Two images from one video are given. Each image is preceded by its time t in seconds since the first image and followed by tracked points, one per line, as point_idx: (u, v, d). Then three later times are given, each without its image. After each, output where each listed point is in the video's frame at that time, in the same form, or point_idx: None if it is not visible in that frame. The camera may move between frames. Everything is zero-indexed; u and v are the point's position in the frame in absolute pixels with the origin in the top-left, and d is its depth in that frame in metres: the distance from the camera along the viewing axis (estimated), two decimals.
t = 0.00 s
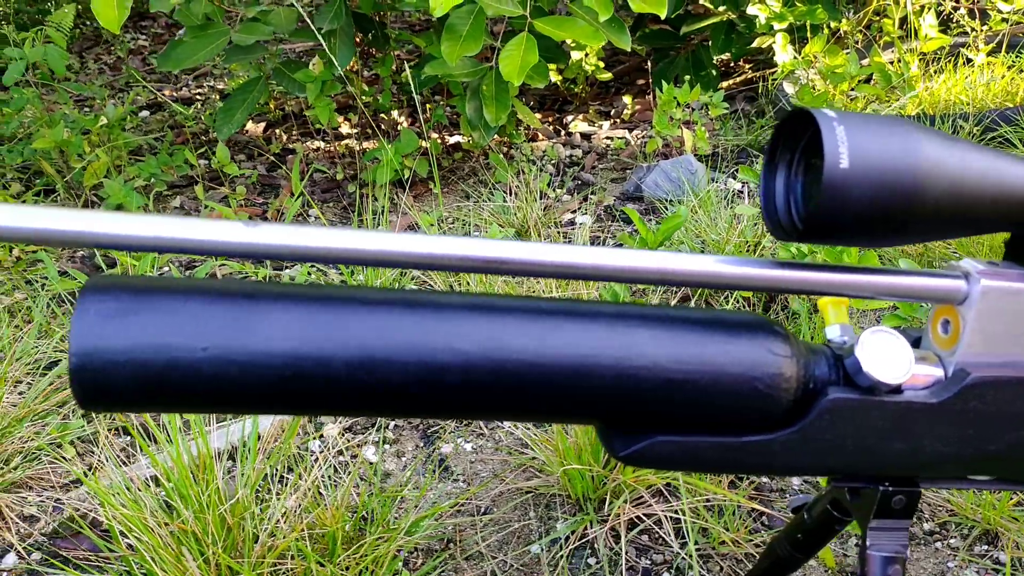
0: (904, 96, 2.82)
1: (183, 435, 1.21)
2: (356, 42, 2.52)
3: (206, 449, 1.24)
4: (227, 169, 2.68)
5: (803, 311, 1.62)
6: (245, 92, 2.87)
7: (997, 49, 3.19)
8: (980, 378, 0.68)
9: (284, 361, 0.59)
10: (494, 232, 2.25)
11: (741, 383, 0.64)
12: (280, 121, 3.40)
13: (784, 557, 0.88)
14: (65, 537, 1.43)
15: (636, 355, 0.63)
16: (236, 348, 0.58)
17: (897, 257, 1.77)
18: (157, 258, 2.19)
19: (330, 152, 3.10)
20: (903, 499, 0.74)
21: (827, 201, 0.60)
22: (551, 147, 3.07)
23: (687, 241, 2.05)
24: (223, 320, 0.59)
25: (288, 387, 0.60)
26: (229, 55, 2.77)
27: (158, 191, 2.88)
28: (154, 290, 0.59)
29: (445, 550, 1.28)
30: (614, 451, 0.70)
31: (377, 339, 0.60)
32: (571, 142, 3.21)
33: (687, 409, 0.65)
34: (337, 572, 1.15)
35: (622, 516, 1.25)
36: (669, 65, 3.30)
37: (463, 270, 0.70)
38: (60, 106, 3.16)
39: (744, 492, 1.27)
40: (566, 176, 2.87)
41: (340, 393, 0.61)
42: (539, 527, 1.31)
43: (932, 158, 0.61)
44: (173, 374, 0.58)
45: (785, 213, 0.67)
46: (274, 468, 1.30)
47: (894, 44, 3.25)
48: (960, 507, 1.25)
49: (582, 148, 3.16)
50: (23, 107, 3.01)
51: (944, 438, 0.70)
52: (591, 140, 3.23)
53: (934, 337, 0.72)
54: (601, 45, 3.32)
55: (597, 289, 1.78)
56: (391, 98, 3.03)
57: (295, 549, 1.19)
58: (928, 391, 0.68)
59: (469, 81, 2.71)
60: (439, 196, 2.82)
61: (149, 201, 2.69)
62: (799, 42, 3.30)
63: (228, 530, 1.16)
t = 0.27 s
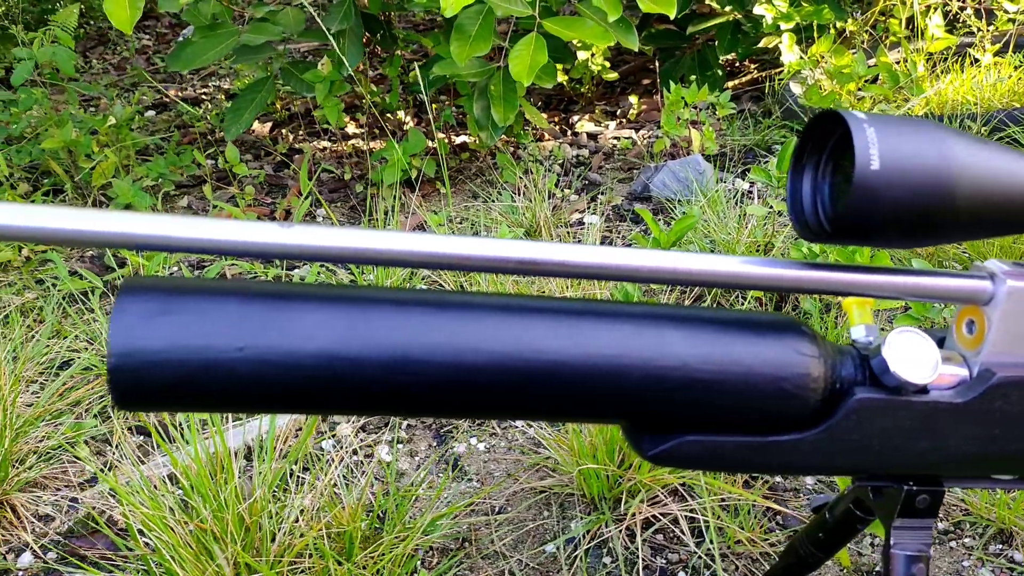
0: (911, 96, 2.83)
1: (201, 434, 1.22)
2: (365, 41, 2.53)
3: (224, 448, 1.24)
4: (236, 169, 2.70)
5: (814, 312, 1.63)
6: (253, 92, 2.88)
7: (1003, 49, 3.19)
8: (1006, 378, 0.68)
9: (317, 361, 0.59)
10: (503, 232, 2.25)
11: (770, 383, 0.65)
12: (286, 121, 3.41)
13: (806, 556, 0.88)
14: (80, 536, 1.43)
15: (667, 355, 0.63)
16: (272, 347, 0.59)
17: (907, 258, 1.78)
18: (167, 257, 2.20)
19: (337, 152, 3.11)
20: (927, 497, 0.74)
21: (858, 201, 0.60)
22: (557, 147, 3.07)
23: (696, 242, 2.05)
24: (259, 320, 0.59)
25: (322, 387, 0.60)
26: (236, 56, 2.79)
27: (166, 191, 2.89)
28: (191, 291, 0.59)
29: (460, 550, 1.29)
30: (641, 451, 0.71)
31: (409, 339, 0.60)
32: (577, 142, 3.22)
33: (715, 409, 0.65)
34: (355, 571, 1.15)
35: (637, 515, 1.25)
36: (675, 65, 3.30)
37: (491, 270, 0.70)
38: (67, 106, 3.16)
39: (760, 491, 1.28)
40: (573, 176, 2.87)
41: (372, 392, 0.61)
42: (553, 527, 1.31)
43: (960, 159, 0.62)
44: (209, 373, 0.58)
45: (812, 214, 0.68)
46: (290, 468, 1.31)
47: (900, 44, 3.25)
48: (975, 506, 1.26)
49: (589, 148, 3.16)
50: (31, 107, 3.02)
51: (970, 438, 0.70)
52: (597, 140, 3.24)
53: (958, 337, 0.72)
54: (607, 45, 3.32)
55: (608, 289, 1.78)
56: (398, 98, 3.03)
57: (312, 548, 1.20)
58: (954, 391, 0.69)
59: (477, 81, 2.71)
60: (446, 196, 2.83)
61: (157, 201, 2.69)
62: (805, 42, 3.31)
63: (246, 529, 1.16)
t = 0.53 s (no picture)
0: (916, 96, 2.83)
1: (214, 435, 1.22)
2: (370, 42, 2.54)
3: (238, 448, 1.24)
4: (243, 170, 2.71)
5: (822, 312, 1.64)
6: (258, 93, 2.89)
7: (1007, 48, 3.18)
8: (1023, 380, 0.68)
9: (341, 361, 0.60)
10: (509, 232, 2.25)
11: (789, 383, 0.65)
12: (290, 121, 3.41)
13: (820, 556, 0.89)
14: (91, 536, 1.43)
15: (686, 356, 0.64)
16: (296, 348, 0.59)
17: (916, 258, 1.78)
18: (175, 257, 2.20)
19: (342, 152, 3.11)
20: (942, 498, 0.74)
21: (877, 203, 0.61)
22: (562, 147, 3.07)
23: (703, 242, 2.05)
24: (283, 321, 0.60)
25: (345, 388, 0.61)
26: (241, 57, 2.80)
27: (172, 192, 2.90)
28: (216, 293, 0.60)
29: (471, 550, 1.29)
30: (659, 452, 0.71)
31: (431, 340, 0.61)
32: (582, 142, 3.22)
33: (735, 410, 0.66)
34: (368, 571, 1.16)
35: (648, 515, 1.25)
36: (679, 65, 3.31)
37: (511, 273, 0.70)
38: (73, 107, 3.17)
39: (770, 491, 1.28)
40: (578, 177, 2.87)
41: (395, 394, 0.62)
42: (564, 527, 1.31)
43: (978, 162, 0.62)
44: (234, 374, 0.59)
45: (829, 215, 0.68)
46: (302, 468, 1.31)
47: (904, 43, 3.25)
48: (985, 506, 1.26)
49: (593, 148, 3.16)
50: (37, 108, 3.02)
51: (987, 439, 0.70)
52: (602, 140, 3.24)
53: (974, 337, 0.73)
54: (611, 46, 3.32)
55: (615, 289, 1.78)
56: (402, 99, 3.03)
57: (324, 548, 1.20)
58: (971, 392, 0.69)
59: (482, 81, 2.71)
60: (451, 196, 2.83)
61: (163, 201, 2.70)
62: (810, 42, 3.31)
63: (257, 529, 1.16)
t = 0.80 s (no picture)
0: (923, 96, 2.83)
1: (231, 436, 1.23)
2: (379, 43, 2.54)
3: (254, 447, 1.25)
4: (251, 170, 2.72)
5: (834, 313, 1.66)
6: (265, 93, 2.90)
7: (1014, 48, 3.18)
8: None
9: (370, 363, 0.60)
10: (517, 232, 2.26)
11: (815, 384, 0.65)
12: (296, 122, 3.41)
13: (839, 556, 0.89)
14: (107, 536, 1.44)
15: (714, 358, 0.64)
16: (326, 349, 0.59)
17: (927, 259, 1.78)
18: (185, 258, 2.21)
19: (348, 152, 3.12)
20: (965, 497, 0.75)
21: (903, 206, 0.61)
22: (569, 147, 3.08)
23: (712, 242, 2.06)
24: (313, 323, 0.60)
25: (375, 389, 0.61)
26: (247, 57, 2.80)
27: (179, 192, 2.90)
28: (245, 295, 0.60)
29: (486, 549, 1.30)
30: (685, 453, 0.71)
31: (460, 342, 0.61)
32: (588, 142, 3.22)
33: (761, 411, 0.66)
34: (385, 571, 1.16)
35: (663, 514, 1.26)
36: (685, 65, 3.31)
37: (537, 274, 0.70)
38: (80, 107, 3.18)
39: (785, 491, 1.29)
40: (585, 177, 2.87)
41: (424, 395, 0.62)
42: (578, 527, 1.32)
43: (1003, 164, 0.63)
44: (265, 376, 0.59)
45: (854, 217, 0.69)
46: (317, 469, 1.32)
47: (911, 43, 3.25)
48: (999, 506, 1.27)
49: (600, 148, 3.16)
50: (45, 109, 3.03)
51: (1010, 440, 0.71)
52: (608, 140, 3.24)
53: (996, 337, 0.73)
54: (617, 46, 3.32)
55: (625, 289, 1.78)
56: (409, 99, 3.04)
57: (341, 547, 1.20)
58: (994, 393, 0.70)
59: (489, 81, 2.72)
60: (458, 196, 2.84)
61: (172, 202, 2.71)
62: (816, 41, 3.31)
63: (274, 529, 1.16)
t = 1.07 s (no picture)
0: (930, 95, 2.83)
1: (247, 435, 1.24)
2: (387, 43, 2.55)
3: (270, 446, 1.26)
4: (261, 171, 2.73)
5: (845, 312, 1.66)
6: (272, 93, 2.91)
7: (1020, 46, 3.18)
8: None
9: (400, 362, 0.61)
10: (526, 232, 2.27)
11: (838, 383, 0.66)
12: (303, 122, 3.42)
13: (857, 552, 0.90)
14: (122, 535, 1.44)
15: (738, 357, 0.64)
16: (357, 349, 0.60)
17: (937, 258, 1.78)
18: (194, 257, 2.22)
19: (355, 152, 3.13)
20: (984, 495, 0.75)
21: (926, 206, 0.62)
22: (575, 146, 3.08)
23: (721, 241, 2.06)
24: (344, 324, 0.61)
25: (405, 388, 0.62)
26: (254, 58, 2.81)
27: (187, 192, 2.91)
28: (277, 296, 0.61)
29: (501, 547, 1.30)
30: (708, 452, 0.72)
31: (487, 342, 0.62)
32: (595, 142, 3.22)
33: (784, 409, 0.66)
34: (402, 569, 1.17)
35: (678, 512, 1.27)
36: (690, 64, 3.31)
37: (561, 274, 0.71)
38: (87, 108, 3.19)
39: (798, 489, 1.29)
40: (592, 176, 2.88)
41: (453, 394, 0.63)
42: (592, 525, 1.32)
43: None
44: (297, 375, 0.60)
45: (875, 217, 0.69)
46: (332, 467, 1.33)
47: (917, 42, 3.25)
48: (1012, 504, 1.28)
49: (606, 148, 3.16)
50: (52, 109, 3.04)
51: None
52: (615, 140, 3.24)
53: (1016, 335, 0.74)
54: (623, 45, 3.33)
55: (635, 288, 1.79)
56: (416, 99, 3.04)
57: (358, 544, 1.21)
58: (1014, 391, 0.70)
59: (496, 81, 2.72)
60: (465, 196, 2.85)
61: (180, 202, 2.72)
62: (821, 40, 3.31)
63: (290, 528, 1.17)
